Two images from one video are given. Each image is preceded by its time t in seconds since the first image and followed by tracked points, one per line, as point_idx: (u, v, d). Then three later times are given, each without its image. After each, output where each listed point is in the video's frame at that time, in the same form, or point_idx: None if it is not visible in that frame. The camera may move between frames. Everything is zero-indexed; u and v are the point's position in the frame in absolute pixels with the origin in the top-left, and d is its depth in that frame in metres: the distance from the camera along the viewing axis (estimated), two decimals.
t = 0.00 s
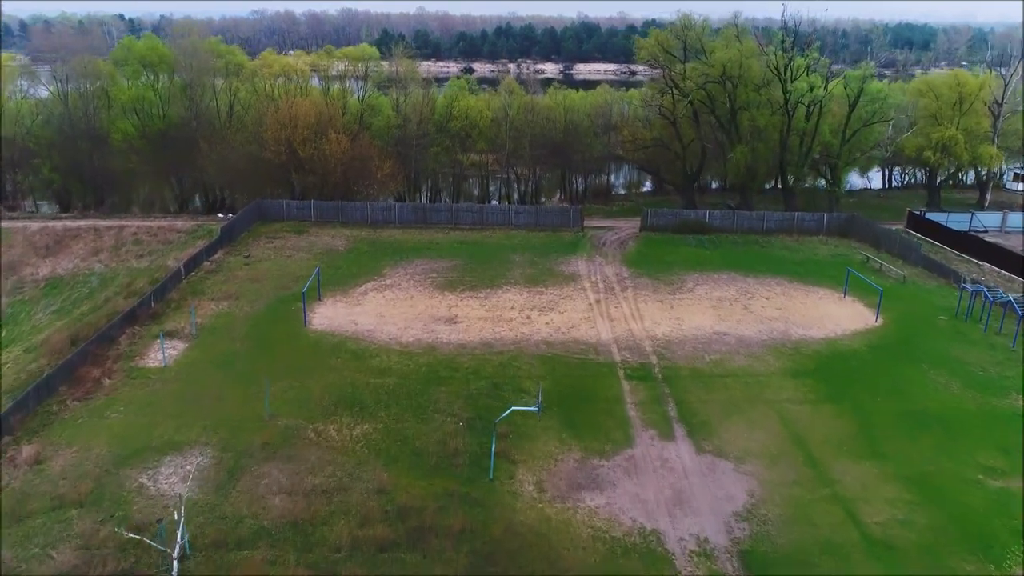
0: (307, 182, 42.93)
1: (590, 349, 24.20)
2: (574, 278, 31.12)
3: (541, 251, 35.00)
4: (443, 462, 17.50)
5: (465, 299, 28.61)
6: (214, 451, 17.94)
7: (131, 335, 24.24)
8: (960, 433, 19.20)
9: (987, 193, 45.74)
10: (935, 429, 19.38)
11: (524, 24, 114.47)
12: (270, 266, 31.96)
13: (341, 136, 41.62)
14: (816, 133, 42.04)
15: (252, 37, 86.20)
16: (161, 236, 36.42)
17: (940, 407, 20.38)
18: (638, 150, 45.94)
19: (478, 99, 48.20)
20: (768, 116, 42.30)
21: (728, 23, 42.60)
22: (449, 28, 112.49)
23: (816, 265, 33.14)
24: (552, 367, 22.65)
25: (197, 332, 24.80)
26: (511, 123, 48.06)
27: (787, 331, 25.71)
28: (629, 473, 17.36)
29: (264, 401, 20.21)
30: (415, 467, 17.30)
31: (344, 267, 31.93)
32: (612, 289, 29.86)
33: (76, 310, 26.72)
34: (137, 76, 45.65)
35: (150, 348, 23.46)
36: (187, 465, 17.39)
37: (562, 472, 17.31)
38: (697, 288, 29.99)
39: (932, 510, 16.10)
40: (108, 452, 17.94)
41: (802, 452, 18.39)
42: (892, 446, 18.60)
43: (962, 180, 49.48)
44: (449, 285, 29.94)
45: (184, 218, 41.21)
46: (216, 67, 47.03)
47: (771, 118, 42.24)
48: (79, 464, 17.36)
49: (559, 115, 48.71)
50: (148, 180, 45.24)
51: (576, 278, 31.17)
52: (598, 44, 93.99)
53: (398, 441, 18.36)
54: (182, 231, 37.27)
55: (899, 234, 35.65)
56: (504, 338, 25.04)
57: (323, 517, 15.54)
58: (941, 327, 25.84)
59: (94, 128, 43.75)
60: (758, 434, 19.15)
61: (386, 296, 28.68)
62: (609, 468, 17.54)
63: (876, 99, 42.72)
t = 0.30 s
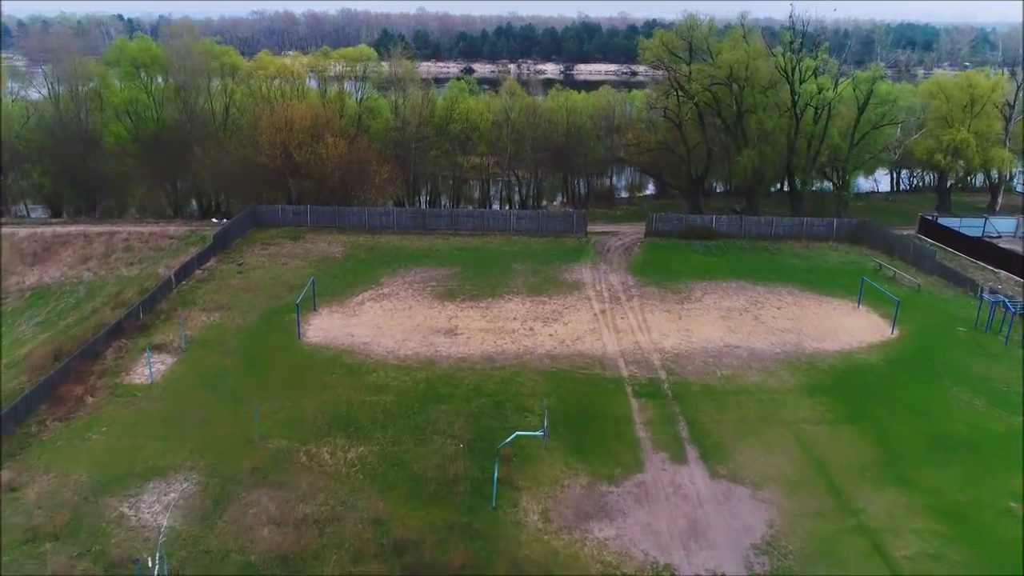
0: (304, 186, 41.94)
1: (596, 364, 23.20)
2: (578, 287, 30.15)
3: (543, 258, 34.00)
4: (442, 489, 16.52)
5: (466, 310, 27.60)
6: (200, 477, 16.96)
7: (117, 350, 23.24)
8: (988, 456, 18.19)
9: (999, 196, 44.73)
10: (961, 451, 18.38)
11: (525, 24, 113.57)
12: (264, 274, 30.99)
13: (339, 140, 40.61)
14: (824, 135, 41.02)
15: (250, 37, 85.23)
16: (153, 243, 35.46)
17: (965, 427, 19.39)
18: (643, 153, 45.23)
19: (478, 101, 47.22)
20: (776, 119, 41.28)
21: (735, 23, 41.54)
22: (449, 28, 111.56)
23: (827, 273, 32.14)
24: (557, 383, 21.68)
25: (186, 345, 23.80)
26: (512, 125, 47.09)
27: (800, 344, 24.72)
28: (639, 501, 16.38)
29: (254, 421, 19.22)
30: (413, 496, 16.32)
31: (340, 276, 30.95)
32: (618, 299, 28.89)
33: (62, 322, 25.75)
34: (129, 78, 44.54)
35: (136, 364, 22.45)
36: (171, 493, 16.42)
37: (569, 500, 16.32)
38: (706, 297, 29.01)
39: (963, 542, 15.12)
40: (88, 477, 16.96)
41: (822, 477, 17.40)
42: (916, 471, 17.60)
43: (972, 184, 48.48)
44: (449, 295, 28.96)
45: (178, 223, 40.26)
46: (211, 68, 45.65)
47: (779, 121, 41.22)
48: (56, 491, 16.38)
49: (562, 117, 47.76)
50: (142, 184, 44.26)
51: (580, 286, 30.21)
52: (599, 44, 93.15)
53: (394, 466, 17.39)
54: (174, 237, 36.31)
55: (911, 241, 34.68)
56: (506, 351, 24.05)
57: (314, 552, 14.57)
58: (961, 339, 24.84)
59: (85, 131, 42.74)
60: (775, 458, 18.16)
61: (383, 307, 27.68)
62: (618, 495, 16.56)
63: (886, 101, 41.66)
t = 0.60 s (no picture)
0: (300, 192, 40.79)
1: (603, 382, 22.06)
2: (583, 298, 28.99)
3: (546, 267, 32.88)
4: (442, 526, 15.42)
5: (467, 322, 26.46)
6: (182, 511, 15.83)
7: (100, 368, 22.09)
8: None
9: (1013, 201, 43.65)
10: (995, 480, 17.23)
11: (525, 24, 112.66)
12: (258, 284, 29.87)
13: (335, 143, 39.33)
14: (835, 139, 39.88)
15: (248, 38, 84.20)
16: (143, 251, 34.31)
17: (998, 453, 18.25)
18: (648, 157, 43.81)
19: (479, 103, 46.12)
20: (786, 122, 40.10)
21: (743, 23, 40.22)
22: (449, 28, 110.62)
23: (841, 283, 31.02)
24: (563, 404, 20.52)
25: (172, 362, 22.63)
26: (514, 128, 46.00)
27: (817, 360, 23.55)
28: (655, 538, 15.26)
29: (241, 448, 18.06)
30: (410, 533, 15.21)
31: (336, 286, 29.80)
32: (625, 311, 27.72)
33: (45, 337, 24.63)
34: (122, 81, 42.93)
35: (119, 384, 21.28)
36: (150, 530, 15.26)
37: (578, 537, 15.21)
38: (716, 309, 27.85)
39: None
40: (62, 511, 15.81)
41: (848, 509, 16.28)
42: (949, 502, 16.46)
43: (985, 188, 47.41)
44: (449, 307, 27.79)
45: (170, 230, 39.12)
46: (205, 68, 44.52)
47: (788, 124, 40.14)
48: (28, 527, 15.23)
49: (564, 120, 46.68)
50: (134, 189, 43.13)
51: (585, 297, 29.05)
52: (600, 45, 92.48)
53: (390, 499, 16.28)
54: (166, 245, 35.18)
55: (926, 248, 33.56)
56: (509, 368, 22.90)
57: None
58: (986, 355, 23.71)
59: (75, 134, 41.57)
60: (797, 488, 17.04)
61: (381, 319, 26.55)
62: (631, 531, 15.45)
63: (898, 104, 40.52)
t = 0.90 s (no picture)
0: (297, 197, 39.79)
1: (611, 400, 21.02)
2: (588, 308, 27.98)
3: (549, 275, 31.88)
4: (441, 563, 14.43)
5: (468, 335, 25.41)
6: (164, 546, 14.82)
7: (83, 386, 21.07)
8: None
9: None
10: None
11: (526, 24, 111.79)
12: (252, 294, 28.87)
13: (332, 147, 38.23)
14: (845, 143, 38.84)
15: (247, 38, 83.27)
16: (134, 259, 33.30)
17: None
18: (654, 161, 42.85)
19: (480, 104, 45.12)
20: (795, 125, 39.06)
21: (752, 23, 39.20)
22: (448, 28, 109.73)
23: (854, 293, 30.01)
24: (569, 425, 19.48)
25: (158, 379, 21.60)
26: (515, 130, 45.02)
27: (834, 376, 22.52)
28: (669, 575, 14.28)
29: (229, 475, 17.04)
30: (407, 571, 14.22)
31: (332, 296, 28.80)
32: (632, 322, 26.69)
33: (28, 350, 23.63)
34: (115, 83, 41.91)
35: (102, 403, 20.26)
36: (128, 567, 14.25)
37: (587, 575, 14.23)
38: (727, 321, 26.81)
39: None
40: (35, 545, 14.78)
41: (874, 542, 15.28)
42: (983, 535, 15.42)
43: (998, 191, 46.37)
44: (449, 318, 26.77)
45: (163, 236, 38.10)
46: (200, 71, 43.35)
47: (798, 127, 39.21)
48: None
49: (567, 122, 45.71)
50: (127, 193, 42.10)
51: (590, 307, 28.04)
52: (600, 45, 92.11)
53: (386, 532, 15.27)
54: (158, 253, 34.18)
55: (941, 256, 32.56)
56: (512, 386, 21.86)
57: None
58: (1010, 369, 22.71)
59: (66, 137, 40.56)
60: (819, 517, 16.04)
61: (378, 332, 25.52)
62: (643, 568, 14.46)
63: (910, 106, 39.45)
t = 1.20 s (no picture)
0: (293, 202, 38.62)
1: (622, 423, 19.82)
2: (595, 321, 26.78)
3: (554, 285, 30.70)
4: None
5: (469, 352, 24.20)
6: None
7: (62, 408, 19.88)
8: None
9: None
10: None
11: (527, 24, 110.54)
12: (243, 306, 27.68)
13: (329, 151, 37.01)
14: (858, 147, 37.58)
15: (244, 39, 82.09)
16: (122, 268, 32.11)
17: None
18: (660, 165, 41.66)
19: (481, 106, 43.91)
20: (806, 129, 37.82)
21: (762, 24, 37.88)
22: (448, 29, 108.38)
23: (872, 304, 28.79)
24: (577, 453, 18.28)
25: (141, 401, 20.40)
26: (517, 133, 43.83)
27: (857, 397, 21.32)
28: None
29: (213, 510, 15.83)
30: None
31: (327, 308, 27.60)
32: (641, 337, 25.49)
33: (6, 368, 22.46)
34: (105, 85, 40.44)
35: (81, 428, 19.08)
36: None
37: None
38: (740, 335, 25.61)
39: None
40: None
41: None
42: None
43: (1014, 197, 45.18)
44: (449, 333, 25.57)
45: (154, 243, 36.92)
46: (193, 73, 41.61)
47: (809, 131, 37.90)
48: None
49: (570, 125, 44.52)
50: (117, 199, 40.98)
51: (596, 320, 26.84)
52: (601, 45, 90.56)
53: None
54: (147, 261, 33.01)
55: (961, 265, 31.35)
56: (516, 408, 20.66)
57: None
58: None
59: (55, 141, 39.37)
60: (851, 557, 14.82)
61: (375, 348, 24.32)
62: None
63: (925, 109, 38.17)
